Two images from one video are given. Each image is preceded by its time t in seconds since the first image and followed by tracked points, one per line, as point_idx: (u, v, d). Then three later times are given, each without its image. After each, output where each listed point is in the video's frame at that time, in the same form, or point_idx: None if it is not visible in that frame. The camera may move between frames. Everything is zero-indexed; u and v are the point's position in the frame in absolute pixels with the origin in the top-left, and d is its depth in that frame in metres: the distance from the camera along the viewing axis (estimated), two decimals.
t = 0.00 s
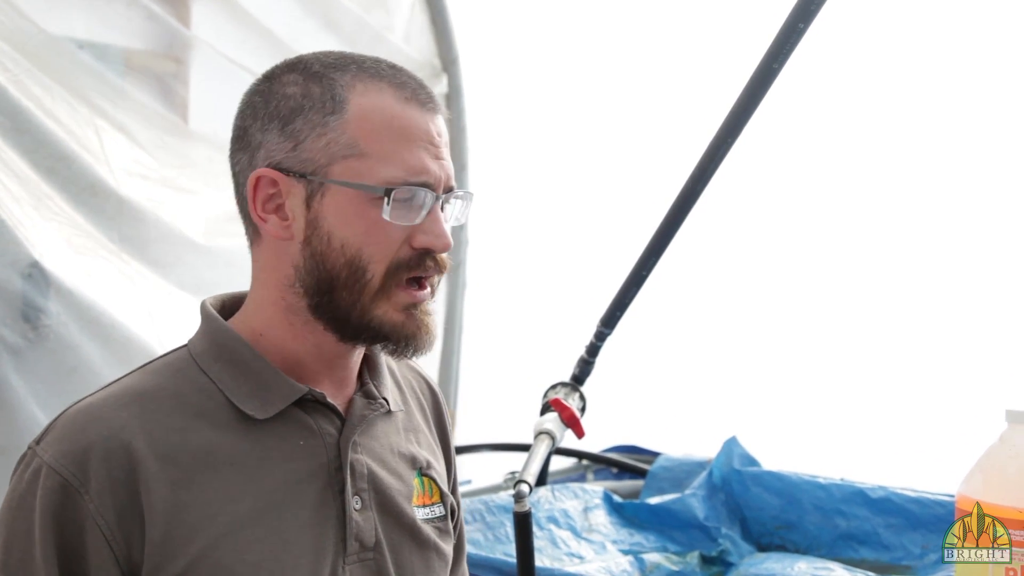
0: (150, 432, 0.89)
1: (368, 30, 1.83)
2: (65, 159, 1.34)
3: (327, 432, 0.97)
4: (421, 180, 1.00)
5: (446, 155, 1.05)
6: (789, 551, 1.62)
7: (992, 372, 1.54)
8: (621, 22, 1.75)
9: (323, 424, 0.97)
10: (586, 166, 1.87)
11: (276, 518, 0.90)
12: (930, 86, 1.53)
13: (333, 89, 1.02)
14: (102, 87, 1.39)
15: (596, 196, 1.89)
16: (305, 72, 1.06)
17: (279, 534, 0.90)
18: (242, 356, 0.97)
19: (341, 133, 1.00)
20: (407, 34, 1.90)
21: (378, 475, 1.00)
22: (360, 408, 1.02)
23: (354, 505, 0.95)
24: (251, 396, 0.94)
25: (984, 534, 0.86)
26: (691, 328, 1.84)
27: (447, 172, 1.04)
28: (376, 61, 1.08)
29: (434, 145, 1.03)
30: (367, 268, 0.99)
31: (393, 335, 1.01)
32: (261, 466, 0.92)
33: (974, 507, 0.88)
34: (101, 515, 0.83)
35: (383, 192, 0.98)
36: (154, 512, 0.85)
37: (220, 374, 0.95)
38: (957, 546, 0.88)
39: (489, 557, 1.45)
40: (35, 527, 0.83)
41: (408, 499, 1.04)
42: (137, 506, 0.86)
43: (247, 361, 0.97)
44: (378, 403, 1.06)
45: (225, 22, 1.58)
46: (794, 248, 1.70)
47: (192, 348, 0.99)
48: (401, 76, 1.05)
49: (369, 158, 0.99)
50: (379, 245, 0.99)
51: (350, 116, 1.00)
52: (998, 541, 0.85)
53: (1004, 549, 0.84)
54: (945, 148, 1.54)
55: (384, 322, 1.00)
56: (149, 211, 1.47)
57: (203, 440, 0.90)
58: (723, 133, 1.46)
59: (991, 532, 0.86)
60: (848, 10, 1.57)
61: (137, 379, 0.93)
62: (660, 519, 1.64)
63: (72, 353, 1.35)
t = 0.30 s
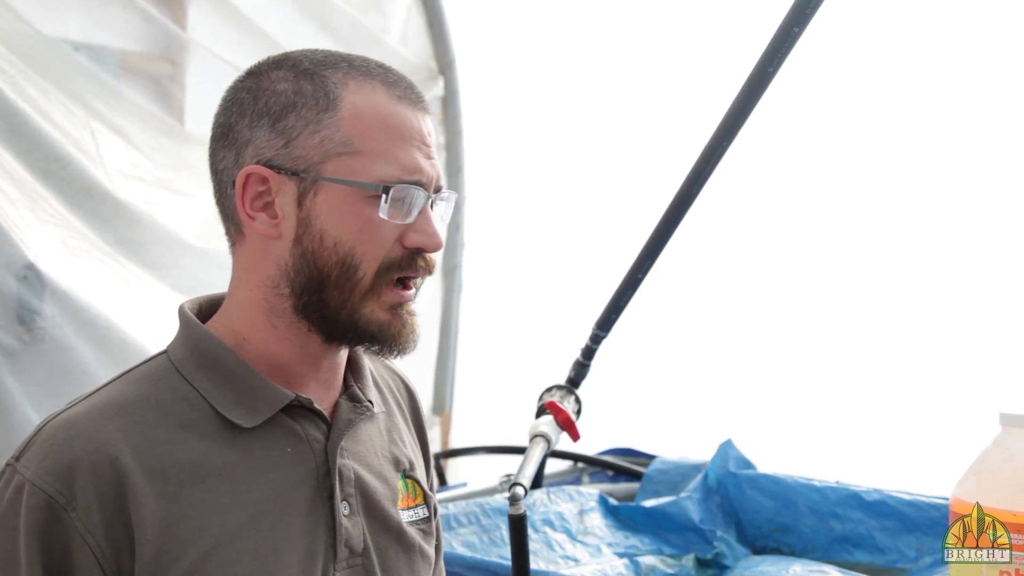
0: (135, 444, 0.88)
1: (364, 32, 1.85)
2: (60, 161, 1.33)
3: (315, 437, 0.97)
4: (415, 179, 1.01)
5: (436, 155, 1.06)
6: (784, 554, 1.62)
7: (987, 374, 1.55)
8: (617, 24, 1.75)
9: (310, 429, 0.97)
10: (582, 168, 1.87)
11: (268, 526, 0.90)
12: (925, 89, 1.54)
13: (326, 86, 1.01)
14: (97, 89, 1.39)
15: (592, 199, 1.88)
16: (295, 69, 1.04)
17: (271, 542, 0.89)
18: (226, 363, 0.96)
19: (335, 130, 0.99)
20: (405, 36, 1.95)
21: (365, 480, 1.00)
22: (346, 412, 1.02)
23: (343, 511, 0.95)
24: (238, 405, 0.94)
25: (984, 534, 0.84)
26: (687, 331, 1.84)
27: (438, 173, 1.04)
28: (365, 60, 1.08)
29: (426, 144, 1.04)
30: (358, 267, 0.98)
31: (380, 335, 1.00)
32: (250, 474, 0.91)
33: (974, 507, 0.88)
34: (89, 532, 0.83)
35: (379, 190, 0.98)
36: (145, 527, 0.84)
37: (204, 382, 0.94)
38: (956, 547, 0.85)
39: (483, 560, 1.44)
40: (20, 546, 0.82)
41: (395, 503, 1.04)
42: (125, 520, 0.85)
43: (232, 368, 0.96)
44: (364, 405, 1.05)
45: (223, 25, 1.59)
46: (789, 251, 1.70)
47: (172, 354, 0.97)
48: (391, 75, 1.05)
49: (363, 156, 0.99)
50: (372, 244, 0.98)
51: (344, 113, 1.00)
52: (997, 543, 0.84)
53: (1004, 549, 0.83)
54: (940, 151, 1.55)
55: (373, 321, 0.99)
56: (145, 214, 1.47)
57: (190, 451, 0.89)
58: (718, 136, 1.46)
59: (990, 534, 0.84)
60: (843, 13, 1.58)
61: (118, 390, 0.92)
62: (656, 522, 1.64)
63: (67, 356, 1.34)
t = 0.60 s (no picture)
0: (107, 440, 0.85)
1: (363, 34, 1.85)
2: (58, 163, 1.33)
3: (289, 433, 0.95)
4: (384, 168, 0.98)
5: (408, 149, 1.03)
6: (782, 555, 1.62)
7: (986, 375, 1.54)
8: (612, 25, 1.75)
9: (284, 425, 0.95)
10: (579, 170, 1.87)
11: (240, 522, 0.88)
12: (923, 90, 1.54)
13: (298, 76, 1.00)
14: (95, 91, 1.39)
15: (590, 201, 1.89)
16: (270, 62, 1.03)
17: (243, 537, 0.87)
18: (198, 359, 0.94)
19: (303, 117, 0.97)
20: (402, 38, 1.96)
21: (341, 475, 0.99)
22: (320, 408, 1.00)
23: (318, 507, 0.93)
24: (209, 401, 0.91)
25: (984, 535, 0.85)
26: (685, 332, 1.85)
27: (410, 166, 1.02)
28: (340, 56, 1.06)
29: (398, 137, 1.01)
30: (324, 254, 0.95)
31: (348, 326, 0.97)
32: (223, 470, 0.89)
33: (974, 508, 0.88)
34: (59, 528, 0.80)
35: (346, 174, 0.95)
36: (116, 523, 0.82)
37: (175, 379, 0.92)
38: (956, 548, 0.86)
39: (481, 560, 1.45)
40: None
41: (371, 499, 1.03)
42: (96, 517, 0.82)
43: (203, 364, 0.93)
44: (338, 401, 1.04)
45: (221, 28, 1.59)
46: (787, 253, 1.70)
47: (144, 351, 0.95)
48: (365, 70, 1.04)
49: (331, 143, 0.96)
50: (339, 231, 0.95)
51: (315, 101, 0.97)
52: (996, 543, 0.84)
53: (1004, 549, 0.83)
54: (939, 151, 1.54)
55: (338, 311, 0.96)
56: (142, 215, 1.47)
57: (164, 446, 0.87)
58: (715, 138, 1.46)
59: (990, 535, 0.84)
60: (840, 15, 1.58)
61: (89, 386, 0.89)
62: (654, 523, 1.65)
63: (65, 357, 1.34)
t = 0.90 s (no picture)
0: (85, 413, 0.87)
1: (362, 28, 1.85)
2: (55, 157, 1.33)
3: (269, 421, 0.96)
4: (297, 175, 0.96)
5: (349, 157, 0.99)
6: (779, 549, 1.62)
7: (985, 369, 1.55)
8: (611, 19, 1.75)
9: (265, 413, 0.96)
10: (577, 164, 1.86)
11: (210, 502, 0.88)
12: (923, 85, 1.54)
13: (260, 74, 1.01)
14: (92, 84, 1.39)
15: (587, 195, 1.88)
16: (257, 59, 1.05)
17: (212, 517, 0.88)
18: (186, 343, 0.96)
19: (245, 116, 0.98)
20: (401, 32, 1.95)
21: (322, 467, 0.99)
22: (305, 399, 1.01)
23: (294, 496, 0.93)
24: (192, 383, 0.93)
25: (983, 535, 0.79)
26: (683, 326, 1.85)
27: (338, 175, 0.98)
28: (325, 55, 1.05)
29: (332, 143, 0.98)
30: (236, 253, 0.95)
31: (258, 329, 0.96)
32: (199, 451, 0.90)
33: (973, 507, 0.81)
34: (26, 489, 0.81)
35: (247, 176, 0.95)
36: (84, 491, 0.83)
37: (162, 360, 0.94)
38: (955, 547, 0.81)
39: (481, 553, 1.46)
40: None
41: (355, 495, 1.02)
42: (65, 484, 0.83)
43: (190, 348, 0.95)
44: (325, 395, 1.04)
45: (219, 22, 1.58)
46: (785, 247, 1.70)
47: (139, 334, 0.98)
48: (331, 70, 1.02)
49: (254, 144, 0.96)
50: (250, 232, 0.94)
51: (258, 100, 0.98)
52: (997, 541, 0.79)
53: (1004, 549, 0.78)
54: (938, 145, 1.54)
55: (251, 313, 0.95)
56: (139, 209, 1.46)
57: (142, 423, 0.89)
58: (714, 131, 1.46)
59: (991, 533, 0.79)
60: (840, 9, 1.58)
61: (78, 362, 0.92)
62: (652, 517, 1.64)
63: (63, 352, 1.34)
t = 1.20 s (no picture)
0: (90, 404, 0.89)
1: (360, 27, 1.85)
2: (53, 156, 1.33)
3: (277, 420, 0.95)
4: (280, 157, 0.96)
5: (316, 121, 0.98)
6: (777, 548, 1.62)
7: (983, 369, 1.55)
8: (610, 18, 1.75)
9: (273, 412, 0.95)
10: (576, 163, 1.86)
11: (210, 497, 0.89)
12: (921, 85, 1.54)
13: (195, 87, 1.00)
14: (89, 83, 1.39)
15: (586, 194, 1.88)
16: (182, 78, 1.04)
17: (211, 512, 0.88)
18: (202, 341, 0.96)
19: (202, 129, 0.98)
20: (399, 31, 1.96)
21: (328, 469, 0.97)
22: (315, 400, 0.99)
23: (297, 496, 0.92)
24: (203, 379, 0.93)
25: (982, 537, 0.79)
26: (682, 326, 1.85)
27: (316, 139, 0.97)
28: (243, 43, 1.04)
29: (295, 114, 0.97)
30: (250, 252, 0.95)
31: (300, 309, 0.95)
32: (202, 446, 0.91)
33: (972, 506, 0.81)
34: (26, 474, 0.84)
35: (234, 178, 0.95)
36: (83, 478, 0.85)
37: (177, 356, 0.95)
38: (955, 547, 0.81)
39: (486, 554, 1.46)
40: None
41: (362, 501, 0.99)
42: (66, 471, 0.86)
43: (205, 346, 0.96)
44: (338, 397, 1.01)
45: (218, 21, 1.58)
46: (784, 246, 1.70)
47: (160, 331, 0.99)
48: (259, 51, 1.00)
49: (226, 147, 0.96)
50: (256, 227, 0.95)
51: (208, 111, 0.98)
52: (997, 541, 0.79)
53: (1004, 549, 0.78)
54: (936, 144, 1.54)
55: (289, 297, 0.95)
56: (138, 209, 1.46)
57: (146, 416, 0.90)
58: (712, 130, 1.46)
59: (990, 533, 0.79)
60: (838, 10, 1.58)
61: (91, 356, 0.94)
62: (649, 517, 1.64)
63: (61, 351, 1.34)
